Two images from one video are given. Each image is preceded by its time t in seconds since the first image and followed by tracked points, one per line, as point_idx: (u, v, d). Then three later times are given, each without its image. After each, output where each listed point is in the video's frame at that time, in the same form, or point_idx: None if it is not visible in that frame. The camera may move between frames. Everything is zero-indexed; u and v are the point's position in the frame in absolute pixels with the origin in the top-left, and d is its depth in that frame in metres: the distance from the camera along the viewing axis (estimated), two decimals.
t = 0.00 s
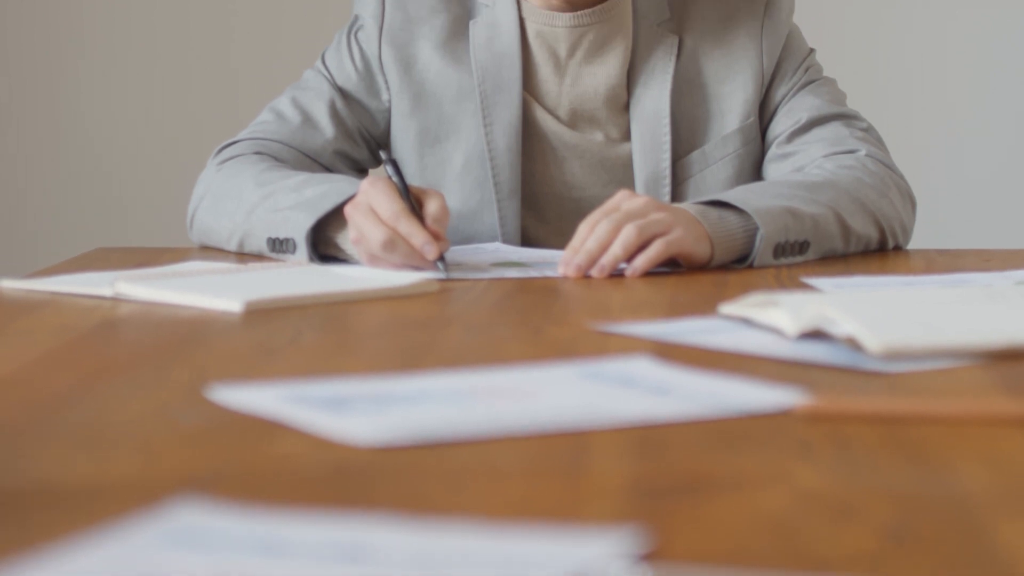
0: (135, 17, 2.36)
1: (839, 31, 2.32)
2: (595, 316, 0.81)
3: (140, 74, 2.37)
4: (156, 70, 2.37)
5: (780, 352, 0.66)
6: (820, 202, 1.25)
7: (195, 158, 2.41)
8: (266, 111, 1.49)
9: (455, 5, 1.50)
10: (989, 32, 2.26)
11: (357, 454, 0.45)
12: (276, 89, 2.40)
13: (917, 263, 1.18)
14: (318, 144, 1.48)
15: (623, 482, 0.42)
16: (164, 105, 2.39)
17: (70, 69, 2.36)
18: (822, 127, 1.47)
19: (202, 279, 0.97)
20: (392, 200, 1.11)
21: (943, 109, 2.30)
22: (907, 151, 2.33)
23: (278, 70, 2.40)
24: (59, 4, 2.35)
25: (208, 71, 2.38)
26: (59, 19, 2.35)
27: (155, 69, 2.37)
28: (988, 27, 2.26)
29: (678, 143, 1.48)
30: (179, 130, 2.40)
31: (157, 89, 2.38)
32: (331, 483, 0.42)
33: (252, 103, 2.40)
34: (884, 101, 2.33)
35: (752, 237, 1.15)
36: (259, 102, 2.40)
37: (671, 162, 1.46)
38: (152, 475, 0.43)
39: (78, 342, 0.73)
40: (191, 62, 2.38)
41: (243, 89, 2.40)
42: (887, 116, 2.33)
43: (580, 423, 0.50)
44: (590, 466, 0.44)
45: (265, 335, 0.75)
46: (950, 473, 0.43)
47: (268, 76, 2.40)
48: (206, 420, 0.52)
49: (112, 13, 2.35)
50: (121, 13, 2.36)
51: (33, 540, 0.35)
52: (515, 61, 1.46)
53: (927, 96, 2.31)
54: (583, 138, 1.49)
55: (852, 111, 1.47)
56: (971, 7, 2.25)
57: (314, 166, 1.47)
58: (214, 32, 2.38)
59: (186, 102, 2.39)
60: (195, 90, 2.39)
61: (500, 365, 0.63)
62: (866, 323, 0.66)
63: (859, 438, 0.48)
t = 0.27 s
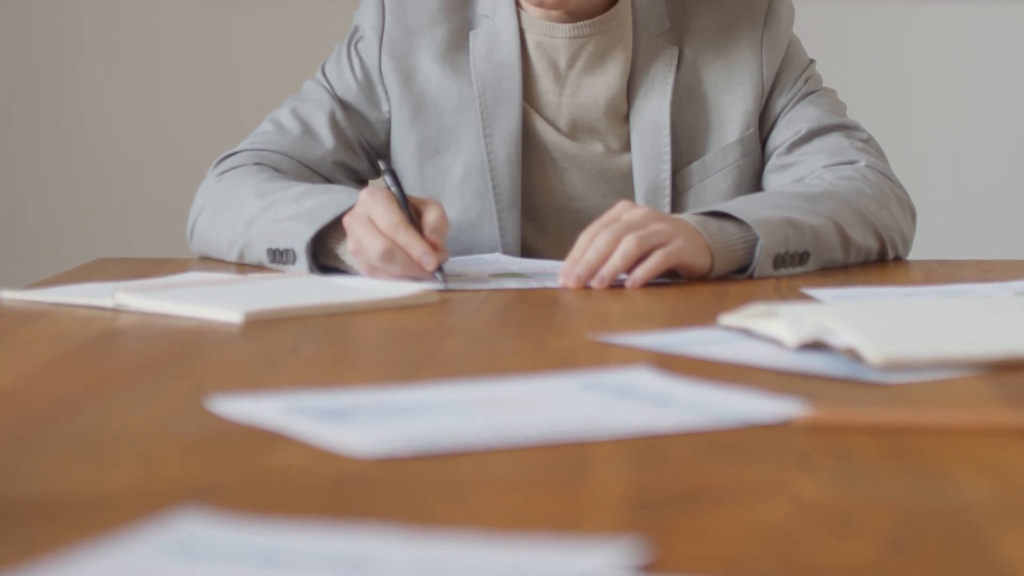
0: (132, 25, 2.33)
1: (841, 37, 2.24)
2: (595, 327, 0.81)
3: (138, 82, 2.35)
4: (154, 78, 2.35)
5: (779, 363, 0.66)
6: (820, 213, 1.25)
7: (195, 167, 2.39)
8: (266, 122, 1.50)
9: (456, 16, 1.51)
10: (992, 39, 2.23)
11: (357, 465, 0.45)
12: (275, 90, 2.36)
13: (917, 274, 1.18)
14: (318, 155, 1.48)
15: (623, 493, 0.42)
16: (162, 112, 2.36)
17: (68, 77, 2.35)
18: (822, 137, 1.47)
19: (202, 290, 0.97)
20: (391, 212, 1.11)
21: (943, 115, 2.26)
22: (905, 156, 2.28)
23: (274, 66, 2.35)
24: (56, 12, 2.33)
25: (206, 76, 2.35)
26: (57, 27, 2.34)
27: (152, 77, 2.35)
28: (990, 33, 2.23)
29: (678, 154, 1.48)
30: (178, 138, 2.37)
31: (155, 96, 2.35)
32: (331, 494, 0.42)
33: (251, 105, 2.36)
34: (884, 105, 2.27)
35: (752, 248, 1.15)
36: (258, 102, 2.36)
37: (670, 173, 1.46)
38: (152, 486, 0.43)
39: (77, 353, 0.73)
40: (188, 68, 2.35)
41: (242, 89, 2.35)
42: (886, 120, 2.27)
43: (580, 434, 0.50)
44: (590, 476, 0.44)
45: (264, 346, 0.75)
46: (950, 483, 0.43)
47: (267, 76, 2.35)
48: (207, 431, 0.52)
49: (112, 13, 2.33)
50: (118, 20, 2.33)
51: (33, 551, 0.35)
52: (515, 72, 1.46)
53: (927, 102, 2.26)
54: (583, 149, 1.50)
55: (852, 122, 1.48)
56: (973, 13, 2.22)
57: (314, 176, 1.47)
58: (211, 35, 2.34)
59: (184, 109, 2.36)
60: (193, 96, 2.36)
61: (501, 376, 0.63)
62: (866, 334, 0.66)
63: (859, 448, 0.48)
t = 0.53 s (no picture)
0: (127, 30, 2.30)
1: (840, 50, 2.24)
2: (595, 340, 0.81)
3: (136, 83, 2.31)
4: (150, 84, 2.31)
5: (779, 376, 0.66)
6: (820, 226, 1.25)
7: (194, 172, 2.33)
8: (266, 135, 1.50)
9: (456, 29, 1.52)
10: (992, 49, 2.24)
11: (357, 478, 0.45)
12: (274, 89, 2.29)
13: (917, 286, 1.19)
14: (318, 167, 1.48)
15: (623, 505, 0.42)
16: (159, 119, 2.32)
17: (65, 87, 2.33)
18: (822, 150, 1.47)
19: (202, 303, 0.97)
20: (390, 224, 1.11)
21: (942, 127, 2.27)
22: (907, 167, 2.28)
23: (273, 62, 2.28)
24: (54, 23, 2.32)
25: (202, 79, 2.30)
26: (55, 37, 2.32)
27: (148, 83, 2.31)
28: (990, 44, 2.23)
29: (678, 167, 1.48)
30: (175, 146, 2.33)
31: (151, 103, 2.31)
32: (331, 507, 0.42)
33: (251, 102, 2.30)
34: (884, 119, 2.27)
35: (752, 260, 1.15)
36: (258, 101, 2.30)
37: (670, 186, 1.46)
38: (152, 499, 0.43)
39: (77, 367, 0.73)
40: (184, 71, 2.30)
41: (242, 87, 2.30)
42: (885, 133, 2.28)
43: (580, 447, 0.50)
44: (591, 489, 0.44)
45: (264, 359, 0.75)
46: (949, 496, 0.43)
47: (267, 75, 2.29)
48: (206, 445, 0.52)
49: (112, 13, 2.30)
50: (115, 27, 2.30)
51: (33, 564, 0.35)
52: (515, 85, 1.46)
53: (926, 114, 2.26)
54: (583, 162, 1.50)
55: (851, 135, 1.48)
56: (972, 24, 2.23)
57: (314, 189, 1.47)
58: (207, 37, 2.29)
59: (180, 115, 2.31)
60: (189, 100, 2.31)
61: (501, 389, 0.63)
62: (865, 347, 0.66)
63: (858, 461, 0.48)
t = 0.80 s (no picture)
0: (126, 41, 2.30)
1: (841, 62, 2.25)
2: (596, 353, 0.81)
3: (134, 88, 2.32)
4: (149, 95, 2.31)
5: (779, 389, 0.66)
6: (820, 239, 1.25)
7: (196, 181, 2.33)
8: (266, 149, 1.50)
9: (456, 43, 1.52)
10: (992, 62, 2.24)
11: (357, 491, 0.45)
12: (274, 90, 2.28)
13: (917, 299, 1.19)
14: (318, 181, 1.48)
15: (623, 519, 0.42)
16: (158, 132, 2.32)
17: (66, 97, 2.34)
18: (822, 163, 1.47)
19: (202, 316, 0.97)
20: (389, 237, 1.12)
21: (943, 140, 2.27)
22: (908, 180, 2.28)
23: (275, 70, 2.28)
24: (54, 36, 2.33)
25: (202, 90, 2.30)
26: (55, 50, 2.33)
27: (148, 95, 2.31)
28: (991, 57, 2.24)
29: (678, 180, 1.48)
30: (175, 157, 2.33)
31: (151, 115, 2.32)
32: (331, 520, 0.42)
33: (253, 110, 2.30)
34: (884, 132, 2.27)
35: (752, 273, 1.16)
36: (258, 101, 2.29)
37: (670, 199, 1.47)
38: (152, 512, 0.43)
39: (78, 379, 0.73)
40: (183, 83, 2.30)
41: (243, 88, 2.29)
42: (886, 146, 2.28)
43: (580, 461, 0.50)
44: (591, 503, 0.44)
45: (264, 372, 0.75)
46: (949, 510, 0.43)
47: (267, 74, 2.28)
48: (206, 458, 0.51)
49: (112, 13, 2.31)
50: (114, 39, 2.31)
51: None
52: (515, 98, 1.46)
53: (927, 128, 2.27)
54: (583, 175, 1.50)
55: (851, 148, 1.48)
56: (972, 37, 2.23)
57: (314, 202, 1.47)
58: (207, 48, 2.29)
59: (180, 126, 2.32)
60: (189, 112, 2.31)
61: (501, 402, 0.63)
62: (866, 360, 0.66)
63: (858, 475, 0.48)
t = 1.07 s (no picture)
0: (126, 51, 2.31)
1: (841, 72, 2.25)
2: (596, 364, 0.81)
3: (133, 96, 2.32)
4: (149, 104, 2.31)
5: (779, 399, 0.66)
6: (820, 249, 1.25)
7: (195, 194, 2.34)
8: (266, 159, 1.50)
9: (456, 53, 1.53)
10: (993, 72, 2.24)
11: (357, 501, 0.45)
12: (274, 89, 2.28)
13: (917, 309, 1.19)
14: (319, 191, 1.48)
15: (623, 529, 0.42)
16: (158, 141, 2.33)
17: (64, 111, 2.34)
18: (822, 174, 1.48)
19: (202, 326, 0.97)
20: (388, 249, 1.12)
21: (943, 150, 2.27)
22: (907, 190, 2.28)
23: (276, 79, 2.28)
24: (54, 46, 2.33)
25: (202, 100, 2.31)
26: (55, 60, 2.34)
27: (148, 105, 2.32)
28: (991, 67, 2.24)
29: (678, 190, 1.49)
30: (175, 167, 2.33)
31: (151, 125, 2.32)
32: (332, 530, 0.42)
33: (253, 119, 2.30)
34: (884, 142, 2.28)
35: (752, 283, 1.16)
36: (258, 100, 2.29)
37: (670, 209, 1.47)
38: (152, 522, 0.43)
39: (78, 390, 0.73)
40: (183, 92, 2.31)
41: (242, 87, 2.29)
42: (885, 156, 2.28)
43: (580, 470, 0.50)
44: (591, 514, 0.44)
45: (264, 383, 0.75)
46: (950, 519, 0.43)
47: (267, 74, 2.28)
48: (206, 468, 0.51)
49: (112, 15, 2.31)
50: (114, 49, 2.31)
51: None
52: (515, 109, 1.47)
53: (927, 138, 2.27)
54: (583, 186, 1.50)
55: (851, 158, 1.48)
56: (972, 47, 2.24)
57: (314, 213, 1.47)
58: (208, 57, 2.29)
59: (180, 135, 2.32)
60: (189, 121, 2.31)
61: (502, 412, 0.63)
62: (865, 370, 0.67)
63: (858, 484, 0.48)
